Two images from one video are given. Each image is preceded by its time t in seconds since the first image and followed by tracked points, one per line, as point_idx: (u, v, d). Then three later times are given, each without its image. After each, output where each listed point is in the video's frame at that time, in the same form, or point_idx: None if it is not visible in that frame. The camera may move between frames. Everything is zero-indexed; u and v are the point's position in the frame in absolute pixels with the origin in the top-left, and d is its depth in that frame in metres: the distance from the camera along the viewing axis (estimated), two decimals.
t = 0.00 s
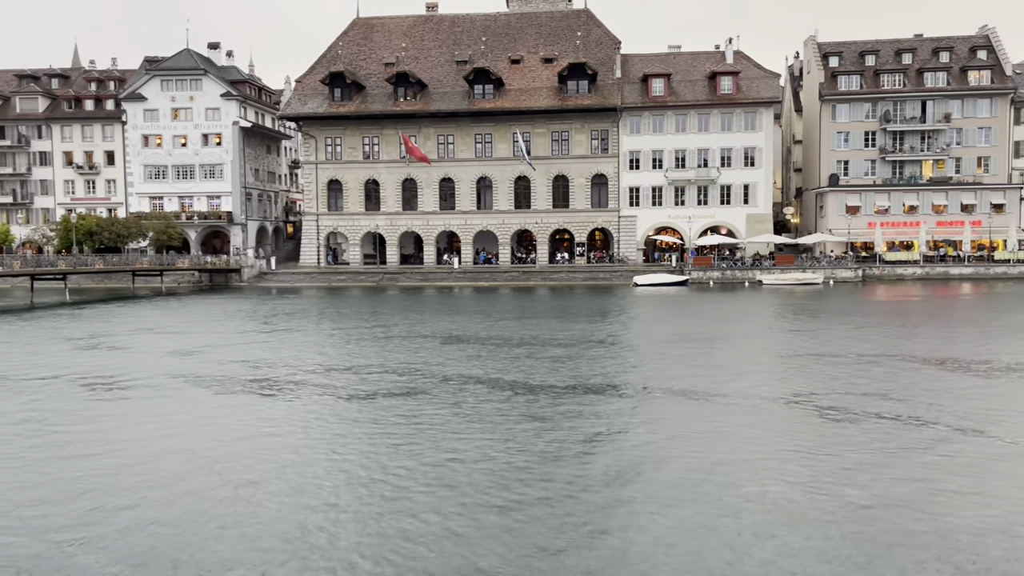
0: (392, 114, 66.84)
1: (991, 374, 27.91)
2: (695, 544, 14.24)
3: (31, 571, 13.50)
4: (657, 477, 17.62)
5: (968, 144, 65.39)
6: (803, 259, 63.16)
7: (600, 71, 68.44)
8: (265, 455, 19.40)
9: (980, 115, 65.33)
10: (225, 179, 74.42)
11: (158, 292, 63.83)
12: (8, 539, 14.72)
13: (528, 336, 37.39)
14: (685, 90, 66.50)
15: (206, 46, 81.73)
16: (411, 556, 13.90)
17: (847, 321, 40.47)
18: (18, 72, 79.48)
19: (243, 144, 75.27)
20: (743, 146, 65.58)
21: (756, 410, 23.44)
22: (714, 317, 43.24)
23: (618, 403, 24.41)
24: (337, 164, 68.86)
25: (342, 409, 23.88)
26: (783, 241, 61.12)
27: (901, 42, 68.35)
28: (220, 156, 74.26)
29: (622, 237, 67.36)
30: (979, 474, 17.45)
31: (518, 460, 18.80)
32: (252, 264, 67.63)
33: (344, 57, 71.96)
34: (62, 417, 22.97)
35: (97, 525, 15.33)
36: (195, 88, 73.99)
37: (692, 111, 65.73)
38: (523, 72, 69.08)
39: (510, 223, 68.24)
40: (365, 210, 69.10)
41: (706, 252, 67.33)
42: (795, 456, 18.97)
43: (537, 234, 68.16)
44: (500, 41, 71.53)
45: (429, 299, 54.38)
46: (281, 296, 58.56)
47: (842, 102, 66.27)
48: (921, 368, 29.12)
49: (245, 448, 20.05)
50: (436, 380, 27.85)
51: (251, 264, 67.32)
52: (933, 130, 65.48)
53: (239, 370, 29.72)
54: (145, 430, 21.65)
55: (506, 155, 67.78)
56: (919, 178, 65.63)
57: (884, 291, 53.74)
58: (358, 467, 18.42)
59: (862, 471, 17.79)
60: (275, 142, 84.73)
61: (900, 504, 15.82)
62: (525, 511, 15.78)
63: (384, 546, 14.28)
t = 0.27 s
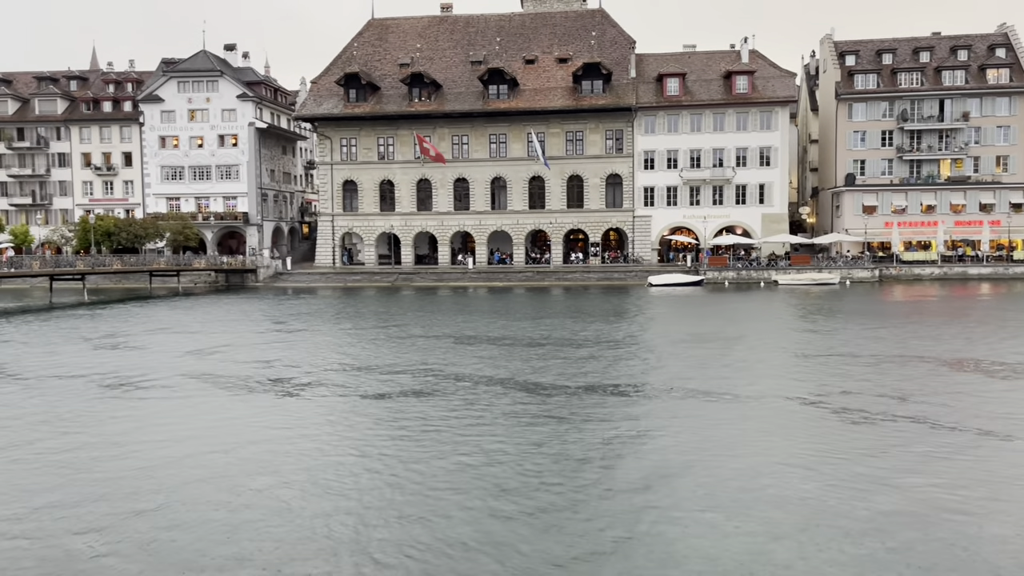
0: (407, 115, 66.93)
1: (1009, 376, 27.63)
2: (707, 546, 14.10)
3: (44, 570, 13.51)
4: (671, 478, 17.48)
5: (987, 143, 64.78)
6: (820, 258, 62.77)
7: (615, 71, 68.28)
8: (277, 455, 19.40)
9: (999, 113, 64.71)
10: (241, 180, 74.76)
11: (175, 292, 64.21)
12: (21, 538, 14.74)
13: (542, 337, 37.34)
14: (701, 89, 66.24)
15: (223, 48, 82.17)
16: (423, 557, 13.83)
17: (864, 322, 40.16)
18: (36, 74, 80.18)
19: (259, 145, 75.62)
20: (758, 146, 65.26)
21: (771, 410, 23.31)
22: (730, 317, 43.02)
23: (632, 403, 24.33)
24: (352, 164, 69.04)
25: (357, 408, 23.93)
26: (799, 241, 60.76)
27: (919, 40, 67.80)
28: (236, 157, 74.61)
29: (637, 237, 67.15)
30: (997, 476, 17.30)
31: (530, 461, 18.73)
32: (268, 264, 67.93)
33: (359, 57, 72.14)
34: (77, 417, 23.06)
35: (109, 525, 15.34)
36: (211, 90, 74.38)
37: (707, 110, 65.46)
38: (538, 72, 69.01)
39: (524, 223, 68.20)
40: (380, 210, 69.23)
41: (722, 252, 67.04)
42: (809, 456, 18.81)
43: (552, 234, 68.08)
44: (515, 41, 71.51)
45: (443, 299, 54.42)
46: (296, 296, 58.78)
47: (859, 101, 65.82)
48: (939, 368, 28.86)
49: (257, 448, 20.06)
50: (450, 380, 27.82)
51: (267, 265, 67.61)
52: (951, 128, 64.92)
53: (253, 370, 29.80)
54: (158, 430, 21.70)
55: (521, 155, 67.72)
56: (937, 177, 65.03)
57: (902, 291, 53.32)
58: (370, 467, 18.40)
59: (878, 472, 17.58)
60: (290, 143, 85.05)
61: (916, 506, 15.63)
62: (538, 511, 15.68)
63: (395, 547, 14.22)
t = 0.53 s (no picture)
0: (422, 115, 67.01)
1: None
2: (724, 549, 13.98)
3: (59, 570, 13.54)
4: (686, 480, 17.37)
5: (1006, 142, 64.17)
6: (836, 259, 62.36)
7: (629, 71, 68.11)
8: (292, 455, 19.43)
9: (1017, 112, 64.12)
10: (257, 181, 75.10)
11: (191, 292, 64.57)
12: (37, 538, 14.79)
13: (556, 337, 37.28)
14: (716, 89, 65.98)
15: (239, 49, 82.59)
16: (437, 559, 13.78)
17: (881, 322, 39.86)
18: (55, 76, 80.84)
19: (275, 145, 75.95)
20: (774, 145, 64.93)
21: (787, 411, 23.17)
22: (745, 317, 42.80)
23: (647, 404, 24.24)
24: (367, 165, 69.21)
25: (371, 409, 23.97)
26: (815, 241, 60.40)
27: (937, 39, 67.26)
28: (252, 158, 74.94)
29: (652, 237, 66.94)
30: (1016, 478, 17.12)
31: (544, 462, 18.68)
32: (284, 265, 68.21)
33: (374, 58, 72.32)
34: (94, 416, 23.16)
35: (125, 524, 15.37)
36: (227, 91, 74.76)
37: (723, 110, 65.19)
38: (552, 72, 68.92)
39: (539, 224, 68.13)
40: (395, 211, 69.35)
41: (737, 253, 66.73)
42: (826, 458, 18.65)
43: (566, 235, 67.99)
44: (529, 42, 71.46)
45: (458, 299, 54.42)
46: (312, 296, 58.99)
47: (876, 100, 65.37)
48: (956, 369, 28.60)
49: (272, 448, 20.09)
50: (464, 380, 27.82)
51: (283, 265, 67.87)
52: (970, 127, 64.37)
53: (268, 370, 29.88)
54: (173, 430, 21.77)
55: (535, 155, 67.67)
56: (955, 177, 64.42)
57: (920, 292, 52.93)
58: (385, 468, 18.39)
59: (896, 475, 17.41)
60: (306, 144, 85.36)
61: (935, 510, 15.47)
62: (553, 513, 15.60)
63: (409, 548, 14.19)
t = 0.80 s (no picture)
0: (436, 116, 67.06)
1: None
2: (739, 552, 13.87)
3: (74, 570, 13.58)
4: (701, 482, 17.25)
5: None
6: (853, 259, 61.93)
7: (644, 70, 67.88)
8: (305, 456, 19.46)
9: None
10: (273, 181, 75.43)
11: (208, 292, 64.94)
12: (53, 537, 14.85)
13: (570, 337, 37.20)
14: (731, 88, 65.65)
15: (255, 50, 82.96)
16: (450, 560, 13.74)
17: (899, 322, 39.60)
18: (73, 78, 81.46)
19: (291, 146, 76.25)
20: (790, 145, 64.58)
21: (802, 411, 23.04)
22: (761, 317, 42.58)
23: (661, 404, 24.15)
24: (383, 166, 69.33)
25: (385, 408, 24.01)
26: (831, 241, 60.01)
27: (955, 37, 66.67)
28: (268, 159, 75.26)
29: (667, 237, 66.69)
30: None
31: (558, 463, 18.61)
32: (300, 265, 68.49)
33: (390, 59, 72.46)
34: (110, 416, 23.27)
35: (140, 524, 15.41)
36: (244, 92, 75.12)
37: (738, 110, 64.88)
38: (567, 72, 68.80)
39: (553, 224, 68.05)
40: (410, 211, 69.45)
41: (753, 253, 66.39)
42: (842, 460, 18.49)
43: (581, 235, 67.87)
44: (544, 42, 71.37)
45: (473, 299, 54.42)
46: (327, 296, 59.20)
47: (893, 99, 64.85)
48: (974, 370, 28.33)
49: (286, 448, 20.12)
50: (477, 381, 27.79)
51: (298, 265, 68.15)
52: (988, 126, 63.76)
53: (282, 370, 29.96)
54: (188, 430, 21.85)
55: (550, 155, 67.59)
56: (974, 176, 63.78)
57: (938, 292, 52.51)
58: (398, 468, 18.38)
59: (912, 477, 17.26)
60: (321, 145, 85.66)
61: (954, 512, 15.29)
62: (567, 514, 15.53)
63: (422, 549, 14.15)
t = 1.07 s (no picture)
0: (452, 116, 67.08)
1: None
2: (754, 553, 13.68)
3: (85, 569, 13.55)
4: (715, 481, 17.07)
5: None
6: (870, 258, 61.44)
7: (660, 70, 67.64)
8: (317, 455, 19.41)
9: None
10: (289, 182, 75.69)
11: (225, 292, 65.16)
12: (65, 536, 14.85)
13: (585, 337, 37.08)
14: (747, 87, 65.32)
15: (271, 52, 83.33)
16: (462, 560, 13.63)
17: (917, 322, 39.24)
18: (92, 80, 82.11)
19: (307, 146, 76.51)
20: (807, 144, 64.17)
21: (819, 411, 22.84)
22: (777, 318, 42.29)
23: (676, 404, 24.02)
24: (398, 166, 69.40)
25: (399, 408, 24.00)
26: (849, 240, 59.52)
27: (974, 35, 66.05)
28: (284, 159, 75.54)
29: (682, 237, 66.37)
30: None
31: (571, 463, 18.47)
32: (316, 265, 68.72)
33: (405, 59, 72.55)
34: (124, 416, 23.33)
35: (151, 524, 15.39)
36: (260, 93, 75.46)
37: (754, 109, 64.52)
38: (582, 71, 68.66)
39: (568, 224, 67.90)
40: (425, 211, 69.50)
41: (769, 253, 65.99)
42: (858, 461, 18.26)
43: (596, 235, 67.69)
44: (559, 41, 71.26)
45: (488, 299, 54.37)
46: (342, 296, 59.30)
47: (911, 98, 64.30)
48: (994, 371, 28.01)
49: (298, 447, 20.10)
50: (491, 380, 27.71)
51: (314, 265, 68.35)
52: (1008, 125, 63.10)
53: (296, 370, 29.97)
54: (201, 429, 21.86)
55: (565, 155, 67.45)
56: (993, 175, 63.17)
57: (957, 292, 51.99)
58: (410, 467, 18.30)
59: (929, 477, 17.08)
60: (337, 146, 85.89)
61: (973, 514, 15.03)
62: (579, 514, 15.39)
63: (433, 549, 14.05)
